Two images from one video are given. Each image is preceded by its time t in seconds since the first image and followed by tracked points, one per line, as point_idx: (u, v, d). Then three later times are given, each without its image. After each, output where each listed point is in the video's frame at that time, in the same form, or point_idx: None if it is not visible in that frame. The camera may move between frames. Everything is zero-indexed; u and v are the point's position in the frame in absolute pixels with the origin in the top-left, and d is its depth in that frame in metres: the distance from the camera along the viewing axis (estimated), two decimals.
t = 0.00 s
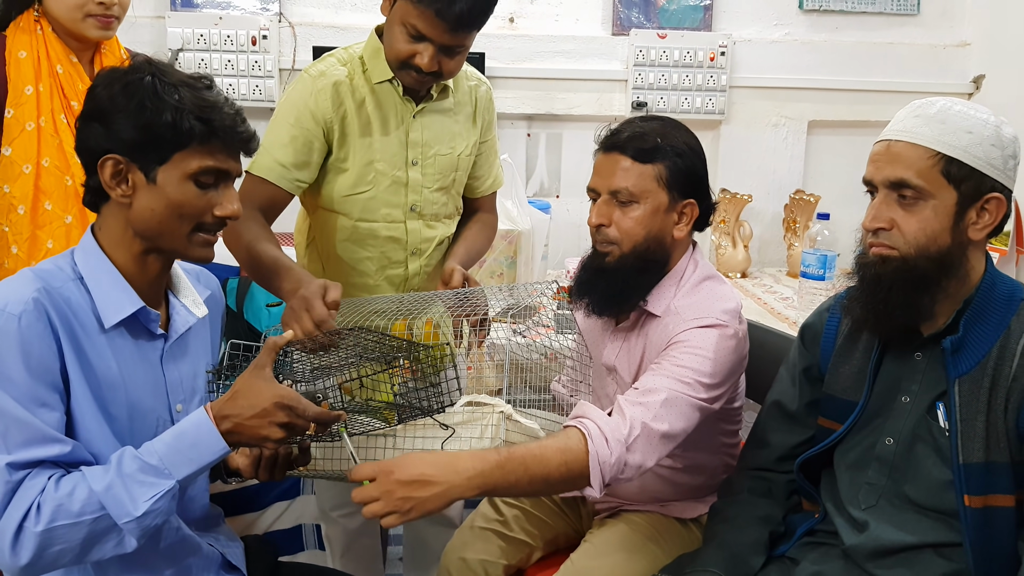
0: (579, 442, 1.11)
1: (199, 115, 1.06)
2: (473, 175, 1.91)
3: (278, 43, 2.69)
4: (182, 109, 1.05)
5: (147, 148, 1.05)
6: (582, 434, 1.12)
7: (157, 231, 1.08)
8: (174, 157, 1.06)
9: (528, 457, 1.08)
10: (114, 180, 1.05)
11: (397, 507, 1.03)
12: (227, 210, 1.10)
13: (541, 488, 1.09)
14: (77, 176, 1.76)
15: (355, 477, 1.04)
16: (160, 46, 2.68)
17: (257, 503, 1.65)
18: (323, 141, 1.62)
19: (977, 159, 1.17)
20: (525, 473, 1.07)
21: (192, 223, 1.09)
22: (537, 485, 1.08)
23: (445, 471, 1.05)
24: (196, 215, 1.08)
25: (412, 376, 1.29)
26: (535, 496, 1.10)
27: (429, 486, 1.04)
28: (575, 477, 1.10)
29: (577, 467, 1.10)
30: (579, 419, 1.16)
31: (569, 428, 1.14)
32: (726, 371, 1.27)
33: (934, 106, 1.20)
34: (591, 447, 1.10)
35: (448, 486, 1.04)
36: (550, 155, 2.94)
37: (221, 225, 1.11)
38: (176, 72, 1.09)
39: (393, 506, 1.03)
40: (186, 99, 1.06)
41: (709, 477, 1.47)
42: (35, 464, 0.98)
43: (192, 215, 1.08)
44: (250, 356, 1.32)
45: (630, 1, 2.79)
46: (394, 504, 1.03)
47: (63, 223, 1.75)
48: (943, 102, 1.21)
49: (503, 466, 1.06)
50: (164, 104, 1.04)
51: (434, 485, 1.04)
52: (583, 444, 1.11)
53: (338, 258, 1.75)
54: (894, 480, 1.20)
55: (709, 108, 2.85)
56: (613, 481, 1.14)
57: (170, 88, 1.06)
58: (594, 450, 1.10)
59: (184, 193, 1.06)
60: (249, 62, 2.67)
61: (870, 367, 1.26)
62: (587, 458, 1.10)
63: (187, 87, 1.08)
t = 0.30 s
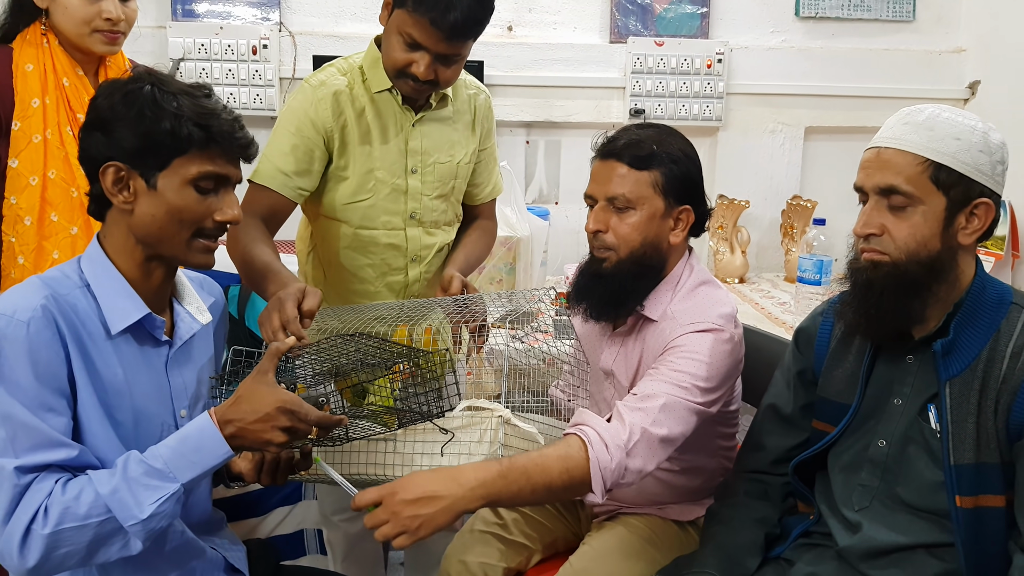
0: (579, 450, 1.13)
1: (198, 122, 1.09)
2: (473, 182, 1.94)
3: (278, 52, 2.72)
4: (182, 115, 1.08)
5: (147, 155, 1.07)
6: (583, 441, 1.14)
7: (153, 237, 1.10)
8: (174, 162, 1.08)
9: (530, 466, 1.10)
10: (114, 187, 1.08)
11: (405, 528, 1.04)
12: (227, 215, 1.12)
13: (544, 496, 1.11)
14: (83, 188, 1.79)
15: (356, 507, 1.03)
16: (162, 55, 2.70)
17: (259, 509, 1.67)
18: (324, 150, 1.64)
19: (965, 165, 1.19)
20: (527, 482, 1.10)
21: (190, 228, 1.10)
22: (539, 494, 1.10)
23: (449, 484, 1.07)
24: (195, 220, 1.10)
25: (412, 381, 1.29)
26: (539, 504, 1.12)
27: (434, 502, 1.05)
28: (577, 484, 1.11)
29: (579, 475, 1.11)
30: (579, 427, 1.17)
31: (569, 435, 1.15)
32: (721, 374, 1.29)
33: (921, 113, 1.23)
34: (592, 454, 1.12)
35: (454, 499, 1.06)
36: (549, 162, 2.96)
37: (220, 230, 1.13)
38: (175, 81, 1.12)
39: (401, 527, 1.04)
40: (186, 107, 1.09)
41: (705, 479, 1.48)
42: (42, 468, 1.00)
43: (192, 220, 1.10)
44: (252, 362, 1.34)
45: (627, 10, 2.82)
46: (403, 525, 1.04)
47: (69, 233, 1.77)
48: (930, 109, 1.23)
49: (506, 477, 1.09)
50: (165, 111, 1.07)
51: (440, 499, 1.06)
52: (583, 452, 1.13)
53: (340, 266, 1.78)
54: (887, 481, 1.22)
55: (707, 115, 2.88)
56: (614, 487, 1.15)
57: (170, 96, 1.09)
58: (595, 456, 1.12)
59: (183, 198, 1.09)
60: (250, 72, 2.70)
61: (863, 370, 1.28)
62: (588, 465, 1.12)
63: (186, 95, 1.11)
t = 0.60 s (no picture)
0: (556, 436, 1.15)
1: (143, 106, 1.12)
2: (474, 186, 1.96)
3: (278, 58, 2.74)
4: (127, 104, 1.12)
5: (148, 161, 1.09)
6: (560, 429, 1.16)
7: (127, 229, 1.13)
8: (124, 149, 1.12)
9: (504, 449, 1.12)
10: (88, 190, 1.15)
11: (378, 503, 1.07)
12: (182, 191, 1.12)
13: (520, 481, 1.12)
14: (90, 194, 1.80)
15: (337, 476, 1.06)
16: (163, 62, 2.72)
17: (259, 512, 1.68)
18: (326, 154, 1.66)
19: (956, 168, 1.21)
20: (502, 466, 1.12)
21: (152, 212, 1.12)
22: (513, 478, 1.12)
23: (423, 467, 1.09)
24: (153, 201, 1.11)
25: (413, 384, 1.31)
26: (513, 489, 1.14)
27: (407, 481, 1.07)
28: (555, 471, 1.13)
29: (556, 460, 1.13)
30: (559, 416, 1.19)
31: (548, 424, 1.18)
32: (714, 375, 1.32)
33: (913, 117, 1.25)
34: (569, 440, 1.14)
35: (426, 480, 1.08)
36: (547, 166, 2.99)
37: (182, 208, 1.13)
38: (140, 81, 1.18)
39: (374, 501, 1.07)
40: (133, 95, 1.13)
41: (702, 480, 1.50)
42: (50, 468, 1.02)
43: (150, 203, 1.11)
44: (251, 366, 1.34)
45: (624, 15, 2.84)
46: (375, 499, 1.07)
47: (76, 239, 1.79)
48: (922, 113, 1.25)
49: (480, 460, 1.11)
50: (111, 103, 1.14)
51: (413, 478, 1.07)
52: (560, 438, 1.15)
53: (341, 269, 1.79)
54: (881, 480, 1.24)
55: (704, 119, 2.90)
56: (593, 475, 1.17)
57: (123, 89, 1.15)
58: (571, 441, 1.14)
59: (138, 183, 1.11)
60: (250, 77, 2.72)
61: (857, 371, 1.30)
62: (565, 451, 1.14)
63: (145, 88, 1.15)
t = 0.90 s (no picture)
0: (552, 436, 1.16)
1: (138, 113, 1.13)
2: (475, 188, 1.97)
3: (279, 61, 2.75)
4: (123, 111, 1.13)
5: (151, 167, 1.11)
6: (557, 428, 1.17)
7: (122, 235, 1.15)
8: (119, 156, 1.13)
9: (499, 449, 1.13)
10: (90, 196, 1.17)
11: (376, 502, 1.08)
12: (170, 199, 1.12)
13: (515, 480, 1.14)
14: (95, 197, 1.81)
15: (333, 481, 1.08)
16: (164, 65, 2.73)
17: (262, 512, 1.71)
18: (329, 157, 1.67)
19: (951, 169, 1.23)
20: (496, 465, 1.13)
21: (145, 221, 1.13)
22: (508, 477, 1.13)
23: (418, 465, 1.10)
24: (145, 210, 1.12)
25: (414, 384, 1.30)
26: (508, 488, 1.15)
27: (404, 481, 1.09)
28: (549, 469, 1.14)
29: (551, 458, 1.14)
30: (556, 416, 1.20)
31: (545, 424, 1.19)
32: (712, 375, 1.33)
33: (909, 118, 1.26)
34: (565, 438, 1.15)
35: (421, 480, 1.09)
36: (547, 168, 3.00)
37: (173, 217, 1.13)
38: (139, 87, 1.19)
39: (372, 502, 1.08)
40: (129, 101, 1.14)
41: (701, 480, 1.51)
42: (56, 466, 1.03)
43: (141, 211, 1.12)
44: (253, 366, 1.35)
45: (623, 17, 2.85)
46: (374, 499, 1.08)
47: (81, 240, 1.80)
48: (918, 115, 1.26)
49: (475, 459, 1.12)
50: (108, 109, 1.15)
51: (409, 475, 1.09)
52: (556, 437, 1.16)
53: (342, 271, 1.80)
54: (879, 479, 1.25)
55: (702, 121, 2.92)
56: (590, 473, 1.18)
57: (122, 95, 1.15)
58: (566, 439, 1.15)
59: (130, 190, 1.13)
60: (250, 80, 2.73)
61: (855, 371, 1.31)
62: (562, 450, 1.15)
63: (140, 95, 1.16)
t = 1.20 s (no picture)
0: (554, 431, 1.17)
1: (176, 132, 1.11)
2: (476, 190, 1.98)
3: (279, 62, 2.77)
4: (157, 129, 1.11)
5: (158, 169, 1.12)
6: (558, 424, 1.19)
7: (146, 247, 1.15)
8: (146, 171, 1.12)
9: (502, 444, 1.15)
10: (104, 202, 1.14)
11: (377, 493, 1.10)
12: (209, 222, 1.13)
13: (516, 475, 1.15)
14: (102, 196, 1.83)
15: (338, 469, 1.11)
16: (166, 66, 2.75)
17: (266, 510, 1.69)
18: (332, 159, 1.68)
19: (948, 170, 1.24)
20: (498, 459, 1.14)
21: (178, 240, 1.13)
22: (511, 472, 1.15)
23: (422, 463, 1.11)
24: (179, 230, 1.13)
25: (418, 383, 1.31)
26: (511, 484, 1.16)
27: (405, 472, 1.11)
28: (550, 465, 1.16)
29: (552, 453, 1.16)
30: (558, 412, 1.22)
31: (547, 420, 1.20)
32: (711, 374, 1.34)
33: (907, 119, 1.27)
34: (565, 435, 1.17)
35: (424, 471, 1.11)
36: (546, 169, 3.02)
37: (209, 238, 1.15)
38: (161, 95, 1.15)
39: (375, 492, 1.10)
40: (162, 118, 1.12)
41: (701, 478, 1.52)
42: (62, 464, 1.04)
43: (178, 232, 1.13)
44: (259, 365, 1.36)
45: (621, 19, 2.87)
46: (375, 490, 1.10)
47: (88, 239, 1.81)
48: (916, 116, 1.28)
49: (477, 452, 1.14)
50: (138, 122, 1.12)
51: (411, 468, 1.10)
52: (557, 433, 1.17)
53: (345, 271, 1.82)
54: (877, 475, 1.27)
55: (700, 121, 2.93)
56: (590, 470, 1.19)
57: (150, 109, 1.13)
58: (567, 435, 1.17)
59: (164, 209, 1.12)
60: (251, 81, 2.74)
61: (853, 370, 1.32)
62: (562, 446, 1.16)
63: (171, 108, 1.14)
